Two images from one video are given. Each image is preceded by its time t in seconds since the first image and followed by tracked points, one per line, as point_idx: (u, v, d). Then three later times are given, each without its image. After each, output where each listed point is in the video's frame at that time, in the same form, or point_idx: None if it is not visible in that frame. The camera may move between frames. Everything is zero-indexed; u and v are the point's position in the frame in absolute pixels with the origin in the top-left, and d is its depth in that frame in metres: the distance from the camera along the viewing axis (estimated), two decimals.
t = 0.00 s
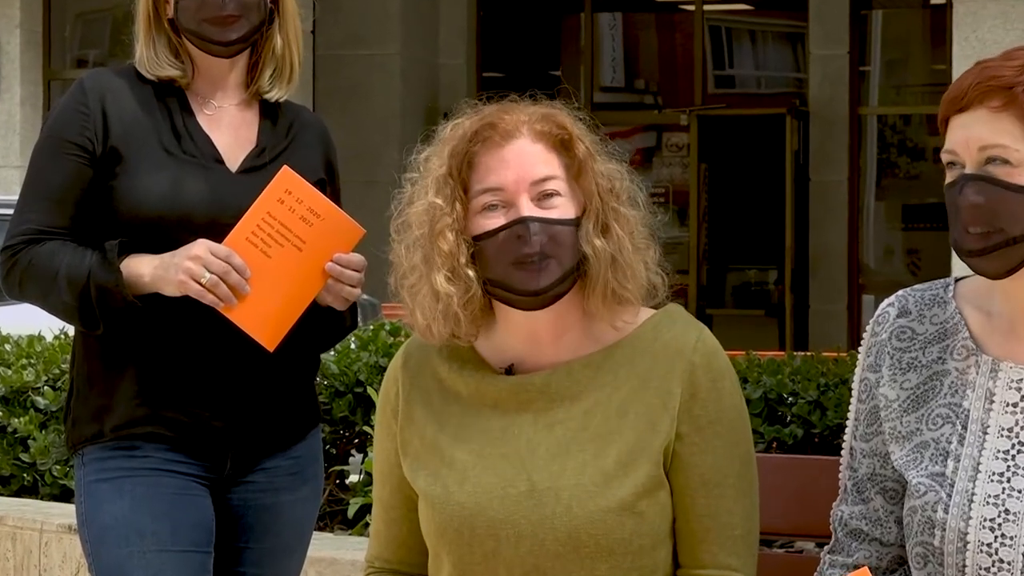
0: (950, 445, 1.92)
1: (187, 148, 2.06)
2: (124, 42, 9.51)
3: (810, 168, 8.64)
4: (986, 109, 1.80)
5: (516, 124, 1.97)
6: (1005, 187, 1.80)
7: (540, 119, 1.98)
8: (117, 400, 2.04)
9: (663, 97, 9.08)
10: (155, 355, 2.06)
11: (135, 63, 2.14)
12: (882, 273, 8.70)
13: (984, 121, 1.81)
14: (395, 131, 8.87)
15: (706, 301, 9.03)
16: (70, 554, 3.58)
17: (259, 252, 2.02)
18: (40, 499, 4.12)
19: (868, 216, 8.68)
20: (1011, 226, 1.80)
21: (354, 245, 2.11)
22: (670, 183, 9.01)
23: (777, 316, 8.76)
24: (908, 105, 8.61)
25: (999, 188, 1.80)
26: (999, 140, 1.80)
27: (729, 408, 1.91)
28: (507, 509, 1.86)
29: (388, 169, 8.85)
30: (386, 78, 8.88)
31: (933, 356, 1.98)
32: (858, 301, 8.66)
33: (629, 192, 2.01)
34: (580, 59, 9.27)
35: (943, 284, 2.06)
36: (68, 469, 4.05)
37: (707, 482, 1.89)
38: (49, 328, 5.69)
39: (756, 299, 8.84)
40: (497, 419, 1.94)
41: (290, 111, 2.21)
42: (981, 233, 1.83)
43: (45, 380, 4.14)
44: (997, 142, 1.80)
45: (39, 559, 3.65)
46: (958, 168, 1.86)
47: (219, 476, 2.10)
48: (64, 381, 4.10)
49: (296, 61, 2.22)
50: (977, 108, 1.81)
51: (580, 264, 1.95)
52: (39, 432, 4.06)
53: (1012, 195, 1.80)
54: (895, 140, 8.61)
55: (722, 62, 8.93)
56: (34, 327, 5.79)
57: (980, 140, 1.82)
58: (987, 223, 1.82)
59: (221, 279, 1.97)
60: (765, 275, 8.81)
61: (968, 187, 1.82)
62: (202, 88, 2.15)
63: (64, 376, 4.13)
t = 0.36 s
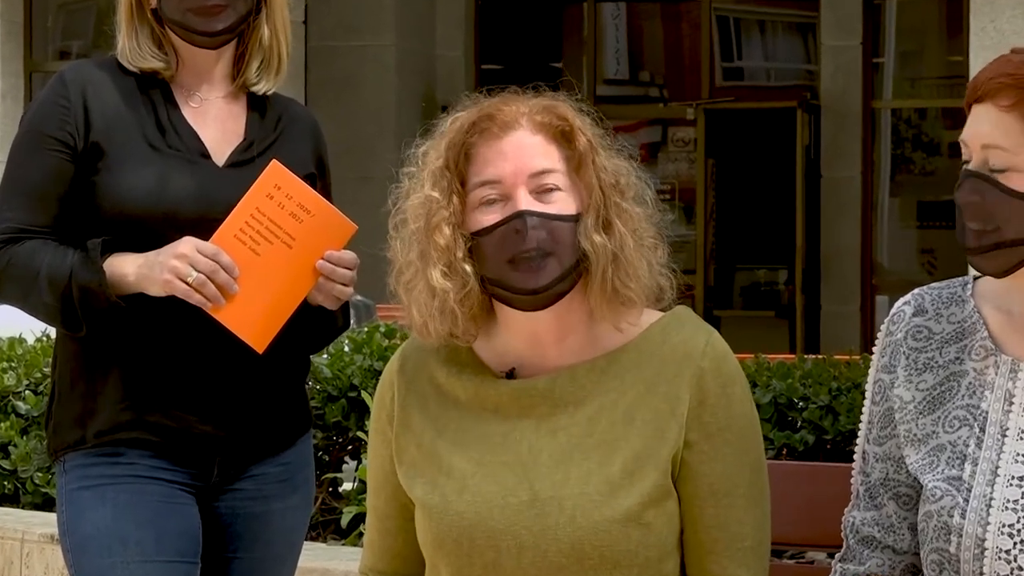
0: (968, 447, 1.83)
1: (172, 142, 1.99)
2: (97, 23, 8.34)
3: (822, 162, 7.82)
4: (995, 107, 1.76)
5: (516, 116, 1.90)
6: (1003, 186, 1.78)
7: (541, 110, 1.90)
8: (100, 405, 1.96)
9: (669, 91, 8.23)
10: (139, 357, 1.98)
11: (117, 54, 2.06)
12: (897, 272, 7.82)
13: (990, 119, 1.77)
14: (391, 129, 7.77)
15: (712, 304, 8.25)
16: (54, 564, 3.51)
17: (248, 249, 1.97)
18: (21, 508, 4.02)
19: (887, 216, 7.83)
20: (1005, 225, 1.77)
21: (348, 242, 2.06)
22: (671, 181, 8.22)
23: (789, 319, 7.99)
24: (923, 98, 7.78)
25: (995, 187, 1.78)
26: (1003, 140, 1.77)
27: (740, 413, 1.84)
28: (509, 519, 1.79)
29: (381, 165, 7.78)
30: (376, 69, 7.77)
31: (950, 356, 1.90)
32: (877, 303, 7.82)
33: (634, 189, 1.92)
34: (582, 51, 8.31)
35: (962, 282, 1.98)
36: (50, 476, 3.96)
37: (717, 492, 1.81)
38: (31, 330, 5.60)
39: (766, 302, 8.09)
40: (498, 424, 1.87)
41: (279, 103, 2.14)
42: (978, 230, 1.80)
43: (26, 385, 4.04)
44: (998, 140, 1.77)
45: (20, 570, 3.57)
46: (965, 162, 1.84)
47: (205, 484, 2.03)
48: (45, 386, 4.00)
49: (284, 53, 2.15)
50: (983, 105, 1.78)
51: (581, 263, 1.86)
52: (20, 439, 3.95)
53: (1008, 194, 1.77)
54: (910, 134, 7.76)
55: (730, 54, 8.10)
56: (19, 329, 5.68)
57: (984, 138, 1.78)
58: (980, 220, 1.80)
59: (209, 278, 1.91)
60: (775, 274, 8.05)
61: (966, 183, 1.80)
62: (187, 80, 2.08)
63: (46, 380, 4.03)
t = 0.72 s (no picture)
0: (987, 457, 1.76)
1: (157, 137, 1.92)
2: (80, 14, 7.86)
3: (833, 159, 7.53)
4: (1001, 107, 1.70)
5: (492, 106, 1.86)
6: (1008, 188, 1.72)
7: (517, 96, 1.86)
8: (82, 413, 1.89)
9: (674, 83, 7.90)
10: (124, 361, 1.91)
11: (100, 47, 1.99)
12: (910, 271, 7.54)
13: (996, 119, 1.71)
14: (385, 123, 7.56)
15: (720, 304, 7.94)
16: None
17: (234, 250, 1.90)
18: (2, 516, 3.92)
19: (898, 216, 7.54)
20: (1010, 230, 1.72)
21: (337, 240, 1.99)
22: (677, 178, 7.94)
23: (798, 321, 7.69)
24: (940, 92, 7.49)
25: (999, 191, 1.72)
26: (1007, 142, 1.71)
27: (753, 416, 1.77)
28: (516, 522, 1.73)
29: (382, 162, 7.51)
30: (374, 63, 7.58)
31: (967, 361, 1.82)
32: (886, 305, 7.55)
33: (625, 163, 1.87)
34: (583, 44, 7.97)
35: (982, 282, 1.89)
36: (31, 485, 3.88)
37: (731, 493, 1.75)
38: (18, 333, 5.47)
39: (775, 302, 7.79)
40: (502, 426, 1.80)
41: (269, 95, 2.07)
42: (986, 232, 1.75)
43: (7, 390, 3.92)
44: (1004, 142, 1.71)
45: None
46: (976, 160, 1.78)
47: (193, 493, 1.96)
48: (25, 391, 3.88)
49: (273, 44, 2.07)
50: (990, 104, 1.72)
51: (583, 243, 1.80)
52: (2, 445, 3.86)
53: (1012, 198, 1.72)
54: (924, 129, 7.47)
55: (738, 45, 7.79)
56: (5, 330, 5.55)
57: (990, 139, 1.73)
58: (987, 223, 1.74)
59: (193, 279, 1.85)
60: (785, 275, 7.75)
61: (972, 185, 1.75)
62: (173, 73, 2.01)
63: (27, 386, 3.92)
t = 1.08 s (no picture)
0: (998, 465, 1.68)
1: (136, 133, 1.84)
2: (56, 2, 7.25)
3: (839, 153, 7.46)
4: (1009, 102, 1.63)
5: (484, 102, 1.78)
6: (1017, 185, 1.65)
7: (510, 92, 1.79)
8: (59, 420, 1.81)
9: (673, 75, 7.79)
10: (102, 366, 1.83)
11: (77, 38, 1.91)
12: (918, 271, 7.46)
13: (1004, 114, 1.64)
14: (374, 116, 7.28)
15: (721, 304, 7.87)
16: None
17: (216, 248, 1.83)
18: None
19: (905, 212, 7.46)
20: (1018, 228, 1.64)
21: (324, 238, 1.92)
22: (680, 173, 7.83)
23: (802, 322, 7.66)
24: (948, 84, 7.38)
25: (1006, 187, 1.65)
26: (1015, 137, 1.64)
27: (756, 425, 1.70)
28: (510, 536, 1.66)
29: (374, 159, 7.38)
30: (361, 54, 7.30)
31: (978, 364, 1.75)
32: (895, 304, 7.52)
33: (623, 160, 1.79)
34: (579, 33, 7.85)
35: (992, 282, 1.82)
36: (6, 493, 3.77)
37: (732, 507, 1.68)
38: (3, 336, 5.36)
39: (778, 303, 7.73)
40: (495, 435, 1.73)
41: (253, 88, 2.00)
42: (994, 231, 1.67)
43: None
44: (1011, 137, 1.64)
45: None
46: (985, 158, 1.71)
47: (175, 502, 1.89)
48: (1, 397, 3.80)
49: (257, 36, 2.00)
50: (999, 98, 1.65)
51: (576, 244, 1.72)
52: None
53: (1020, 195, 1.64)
54: (934, 122, 7.37)
55: (740, 36, 7.67)
56: None
57: (998, 134, 1.66)
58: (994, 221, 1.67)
59: (174, 279, 1.78)
60: (788, 274, 7.69)
61: (979, 182, 1.68)
62: (153, 66, 1.93)
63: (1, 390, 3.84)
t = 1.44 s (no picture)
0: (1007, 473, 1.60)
1: (113, 127, 1.77)
2: None
3: (842, 149, 7.38)
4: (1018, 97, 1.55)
5: (468, 112, 1.69)
6: None
7: (496, 100, 1.69)
8: (30, 426, 1.73)
9: (671, 68, 7.68)
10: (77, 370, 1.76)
11: (51, 28, 1.84)
12: (924, 272, 7.43)
13: (1013, 110, 1.57)
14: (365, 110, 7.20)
15: (721, 306, 7.72)
16: None
17: (197, 245, 1.75)
18: None
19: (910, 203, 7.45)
20: None
21: (307, 240, 1.85)
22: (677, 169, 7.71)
23: (804, 324, 7.57)
24: (957, 76, 7.30)
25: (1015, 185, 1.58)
26: None
27: (758, 432, 1.63)
28: (504, 547, 1.59)
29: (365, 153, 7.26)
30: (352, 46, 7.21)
31: (986, 368, 1.67)
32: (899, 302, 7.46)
33: (618, 167, 1.70)
34: (573, 24, 7.74)
35: (1001, 283, 1.74)
36: None
37: (734, 517, 1.62)
38: None
39: (779, 304, 7.64)
40: (488, 442, 1.66)
41: (234, 82, 1.93)
42: (1004, 231, 1.60)
43: None
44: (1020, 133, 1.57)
45: None
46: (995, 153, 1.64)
47: (153, 511, 1.82)
48: None
49: (238, 30, 1.94)
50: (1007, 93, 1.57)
51: (563, 267, 1.65)
52: None
53: None
54: (941, 116, 7.33)
55: (740, 26, 7.54)
56: None
57: (1006, 131, 1.58)
58: (1004, 221, 1.60)
59: (153, 278, 1.70)
60: (790, 274, 7.60)
61: (988, 180, 1.61)
62: (131, 58, 1.86)
63: None
